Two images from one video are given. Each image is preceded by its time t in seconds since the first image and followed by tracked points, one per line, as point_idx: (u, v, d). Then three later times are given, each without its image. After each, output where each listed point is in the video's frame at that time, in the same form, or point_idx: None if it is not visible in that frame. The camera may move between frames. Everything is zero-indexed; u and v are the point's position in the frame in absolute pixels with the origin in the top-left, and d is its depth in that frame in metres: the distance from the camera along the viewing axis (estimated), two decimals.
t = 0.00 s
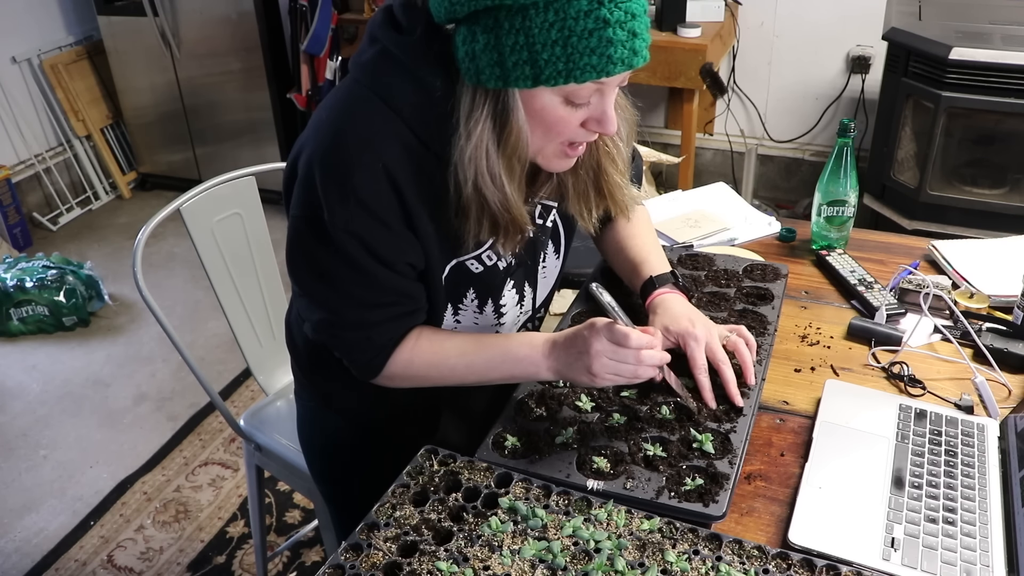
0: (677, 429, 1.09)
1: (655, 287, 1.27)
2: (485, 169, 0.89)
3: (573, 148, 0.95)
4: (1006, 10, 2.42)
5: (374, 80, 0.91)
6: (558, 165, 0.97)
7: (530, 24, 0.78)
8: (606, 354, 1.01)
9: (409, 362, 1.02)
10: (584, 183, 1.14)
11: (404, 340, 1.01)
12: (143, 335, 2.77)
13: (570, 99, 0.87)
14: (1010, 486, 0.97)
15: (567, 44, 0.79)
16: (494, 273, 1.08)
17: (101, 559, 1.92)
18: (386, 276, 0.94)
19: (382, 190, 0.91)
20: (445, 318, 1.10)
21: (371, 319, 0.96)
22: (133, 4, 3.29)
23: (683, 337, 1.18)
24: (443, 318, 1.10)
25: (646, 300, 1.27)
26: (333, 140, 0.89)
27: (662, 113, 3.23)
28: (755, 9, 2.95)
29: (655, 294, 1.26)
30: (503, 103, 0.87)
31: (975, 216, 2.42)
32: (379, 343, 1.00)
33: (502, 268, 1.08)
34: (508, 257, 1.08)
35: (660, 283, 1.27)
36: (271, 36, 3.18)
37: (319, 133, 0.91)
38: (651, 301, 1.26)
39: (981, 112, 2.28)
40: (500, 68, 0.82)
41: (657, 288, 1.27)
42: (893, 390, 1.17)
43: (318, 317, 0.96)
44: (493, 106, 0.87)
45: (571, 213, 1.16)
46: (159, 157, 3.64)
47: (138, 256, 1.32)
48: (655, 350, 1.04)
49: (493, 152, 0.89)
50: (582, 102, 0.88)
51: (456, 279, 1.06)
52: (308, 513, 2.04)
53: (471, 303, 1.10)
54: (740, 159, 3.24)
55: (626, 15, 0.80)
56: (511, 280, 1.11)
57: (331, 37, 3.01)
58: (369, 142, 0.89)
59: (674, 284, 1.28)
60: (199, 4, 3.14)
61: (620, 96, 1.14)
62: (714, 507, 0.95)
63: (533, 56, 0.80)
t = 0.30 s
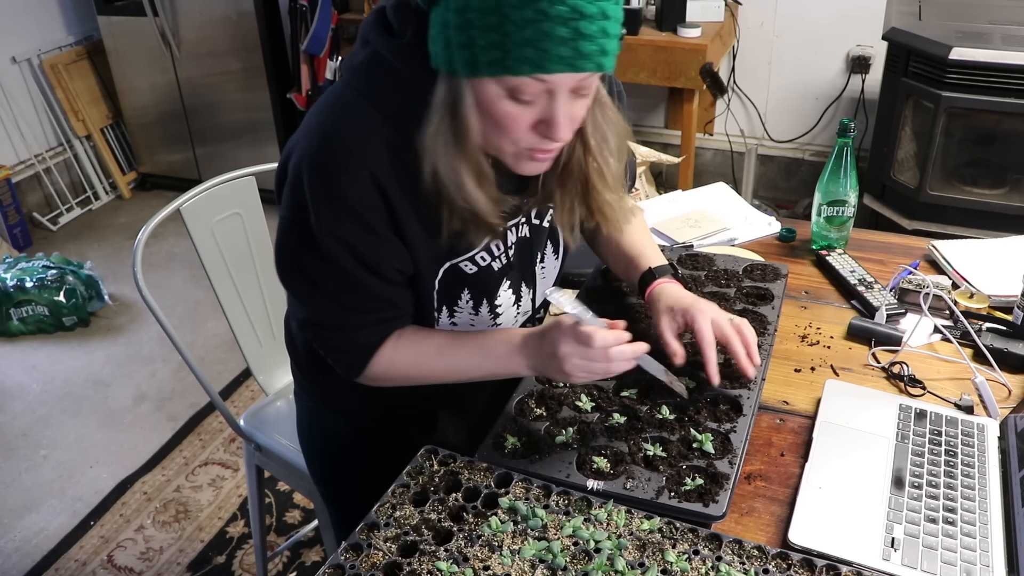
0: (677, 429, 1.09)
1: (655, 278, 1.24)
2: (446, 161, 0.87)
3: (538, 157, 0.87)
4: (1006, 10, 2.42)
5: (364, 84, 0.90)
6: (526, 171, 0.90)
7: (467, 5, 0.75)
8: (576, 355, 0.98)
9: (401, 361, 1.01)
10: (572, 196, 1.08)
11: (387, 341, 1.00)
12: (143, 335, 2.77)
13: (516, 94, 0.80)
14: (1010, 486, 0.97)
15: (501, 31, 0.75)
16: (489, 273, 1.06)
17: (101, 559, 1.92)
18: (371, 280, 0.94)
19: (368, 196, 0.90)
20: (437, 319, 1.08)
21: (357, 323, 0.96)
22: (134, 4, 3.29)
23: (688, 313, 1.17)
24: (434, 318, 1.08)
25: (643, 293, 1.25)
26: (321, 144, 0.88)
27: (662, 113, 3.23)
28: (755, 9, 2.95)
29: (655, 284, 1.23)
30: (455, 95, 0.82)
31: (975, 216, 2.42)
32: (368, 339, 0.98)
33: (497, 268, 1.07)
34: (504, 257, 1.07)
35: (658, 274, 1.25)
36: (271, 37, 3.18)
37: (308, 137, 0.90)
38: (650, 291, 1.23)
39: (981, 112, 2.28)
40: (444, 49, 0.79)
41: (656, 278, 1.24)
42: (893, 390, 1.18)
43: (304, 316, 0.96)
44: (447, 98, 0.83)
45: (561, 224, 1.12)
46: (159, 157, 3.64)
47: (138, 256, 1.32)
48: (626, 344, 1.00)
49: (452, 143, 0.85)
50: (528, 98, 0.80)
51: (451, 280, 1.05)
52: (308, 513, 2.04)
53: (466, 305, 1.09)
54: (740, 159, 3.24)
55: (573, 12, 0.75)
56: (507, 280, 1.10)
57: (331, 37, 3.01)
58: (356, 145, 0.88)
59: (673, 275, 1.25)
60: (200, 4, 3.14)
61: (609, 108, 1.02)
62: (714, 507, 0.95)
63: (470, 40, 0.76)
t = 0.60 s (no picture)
0: (677, 429, 1.09)
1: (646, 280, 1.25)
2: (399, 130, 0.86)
3: (469, 134, 0.83)
4: (1006, 10, 2.42)
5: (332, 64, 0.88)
6: (461, 154, 0.86)
7: None
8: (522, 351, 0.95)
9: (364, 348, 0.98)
10: (517, 198, 1.01)
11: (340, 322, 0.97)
12: (143, 335, 2.77)
13: (449, 65, 0.78)
14: (1010, 486, 0.97)
15: None
16: (457, 267, 1.03)
17: (101, 559, 1.92)
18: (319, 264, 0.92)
19: (317, 174, 0.87)
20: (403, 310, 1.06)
21: (302, 305, 0.94)
22: (134, 4, 3.29)
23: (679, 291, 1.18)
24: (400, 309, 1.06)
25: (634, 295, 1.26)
26: (278, 121, 0.87)
27: (662, 113, 3.23)
28: (755, 9, 2.95)
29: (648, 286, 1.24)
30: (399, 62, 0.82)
31: (975, 216, 2.42)
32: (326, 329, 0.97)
33: (466, 262, 1.04)
34: (474, 252, 1.04)
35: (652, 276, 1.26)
36: (271, 37, 3.18)
37: (269, 113, 0.88)
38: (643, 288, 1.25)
39: (981, 112, 2.28)
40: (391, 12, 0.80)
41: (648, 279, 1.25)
42: (893, 390, 1.17)
43: (258, 294, 0.95)
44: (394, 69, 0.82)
45: (502, 230, 1.04)
46: (159, 157, 3.64)
47: (138, 256, 1.32)
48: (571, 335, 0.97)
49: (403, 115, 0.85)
50: (460, 69, 0.78)
51: (417, 273, 1.02)
52: (308, 513, 2.04)
53: (435, 299, 1.06)
54: (740, 159, 3.24)
55: None
56: (480, 275, 1.07)
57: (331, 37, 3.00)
58: (308, 122, 0.86)
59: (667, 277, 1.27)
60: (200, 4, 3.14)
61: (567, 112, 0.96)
62: (714, 507, 0.95)
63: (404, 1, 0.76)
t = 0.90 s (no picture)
0: (677, 430, 1.09)
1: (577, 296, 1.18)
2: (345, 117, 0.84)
3: (430, 121, 0.83)
4: (1006, 10, 2.42)
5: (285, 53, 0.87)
6: (420, 144, 0.87)
7: None
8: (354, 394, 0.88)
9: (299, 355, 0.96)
10: (493, 188, 1.04)
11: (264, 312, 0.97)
12: (143, 335, 2.77)
13: (407, 53, 0.77)
14: (1010, 486, 0.97)
15: None
16: (404, 270, 1.02)
17: (101, 559, 1.92)
18: (234, 254, 0.91)
19: (247, 164, 0.86)
20: (350, 320, 1.04)
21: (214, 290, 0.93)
22: (134, 4, 3.28)
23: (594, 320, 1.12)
24: (344, 318, 1.03)
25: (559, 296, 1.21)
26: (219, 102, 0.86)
27: (662, 113, 3.23)
28: (755, 9, 2.95)
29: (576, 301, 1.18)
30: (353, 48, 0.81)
31: (975, 216, 2.42)
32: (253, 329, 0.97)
33: (413, 265, 1.03)
34: (424, 255, 1.03)
35: (579, 289, 1.19)
36: (271, 37, 3.19)
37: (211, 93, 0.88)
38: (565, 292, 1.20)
39: (981, 112, 2.28)
40: None
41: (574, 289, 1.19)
42: (893, 390, 1.18)
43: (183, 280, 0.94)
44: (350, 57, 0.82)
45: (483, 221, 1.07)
46: (160, 157, 3.63)
47: (138, 256, 1.32)
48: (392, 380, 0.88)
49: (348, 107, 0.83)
50: (420, 58, 0.77)
51: (365, 278, 1.01)
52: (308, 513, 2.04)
53: (384, 307, 1.04)
54: (740, 159, 3.24)
55: None
56: (431, 280, 1.06)
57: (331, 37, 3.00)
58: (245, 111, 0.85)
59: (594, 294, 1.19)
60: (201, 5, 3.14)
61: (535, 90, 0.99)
62: (714, 507, 0.95)
63: None
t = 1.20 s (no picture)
0: (677, 430, 1.09)
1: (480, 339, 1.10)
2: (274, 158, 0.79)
3: (380, 160, 0.81)
4: (1006, 10, 2.43)
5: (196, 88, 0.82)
6: (367, 177, 0.85)
7: None
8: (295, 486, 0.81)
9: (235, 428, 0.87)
10: (439, 215, 1.03)
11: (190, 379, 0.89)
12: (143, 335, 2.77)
13: (361, 97, 0.72)
14: (1010, 487, 0.97)
15: (344, 23, 0.65)
16: (339, 309, 0.97)
17: (101, 559, 1.92)
18: (157, 318, 0.84)
19: (164, 213, 0.80)
20: (287, 371, 0.97)
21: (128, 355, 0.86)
22: (134, 4, 3.27)
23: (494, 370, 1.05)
24: (280, 367, 0.96)
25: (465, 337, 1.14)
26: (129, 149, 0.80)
27: (662, 113, 3.24)
28: (755, 9, 2.95)
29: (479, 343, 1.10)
30: (290, 89, 0.74)
31: (975, 216, 2.42)
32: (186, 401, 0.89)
33: (348, 302, 0.98)
34: (360, 290, 0.99)
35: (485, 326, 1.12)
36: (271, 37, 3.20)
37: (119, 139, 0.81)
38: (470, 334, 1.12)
39: (981, 112, 2.29)
40: (279, 34, 0.70)
41: (480, 326, 1.12)
42: (893, 390, 1.18)
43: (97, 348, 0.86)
44: (282, 93, 0.75)
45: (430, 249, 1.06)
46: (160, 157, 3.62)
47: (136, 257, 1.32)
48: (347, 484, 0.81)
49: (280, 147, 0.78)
50: (376, 102, 0.73)
51: (300, 322, 0.95)
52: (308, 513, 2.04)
53: (321, 350, 0.99)
54: (740, 159, 3.24)
55: (431, 8, 0.66)
56: (368, 317, 1.02)
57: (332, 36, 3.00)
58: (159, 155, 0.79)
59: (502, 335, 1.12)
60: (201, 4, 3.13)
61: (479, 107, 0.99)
62: (714, 507, 0.95)
63: (306, 27, 0.67)
